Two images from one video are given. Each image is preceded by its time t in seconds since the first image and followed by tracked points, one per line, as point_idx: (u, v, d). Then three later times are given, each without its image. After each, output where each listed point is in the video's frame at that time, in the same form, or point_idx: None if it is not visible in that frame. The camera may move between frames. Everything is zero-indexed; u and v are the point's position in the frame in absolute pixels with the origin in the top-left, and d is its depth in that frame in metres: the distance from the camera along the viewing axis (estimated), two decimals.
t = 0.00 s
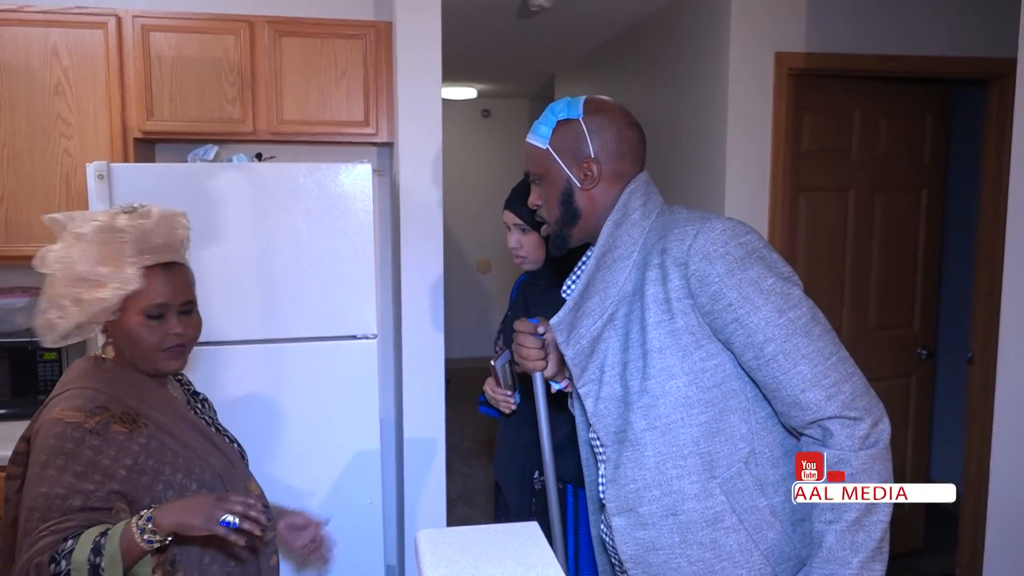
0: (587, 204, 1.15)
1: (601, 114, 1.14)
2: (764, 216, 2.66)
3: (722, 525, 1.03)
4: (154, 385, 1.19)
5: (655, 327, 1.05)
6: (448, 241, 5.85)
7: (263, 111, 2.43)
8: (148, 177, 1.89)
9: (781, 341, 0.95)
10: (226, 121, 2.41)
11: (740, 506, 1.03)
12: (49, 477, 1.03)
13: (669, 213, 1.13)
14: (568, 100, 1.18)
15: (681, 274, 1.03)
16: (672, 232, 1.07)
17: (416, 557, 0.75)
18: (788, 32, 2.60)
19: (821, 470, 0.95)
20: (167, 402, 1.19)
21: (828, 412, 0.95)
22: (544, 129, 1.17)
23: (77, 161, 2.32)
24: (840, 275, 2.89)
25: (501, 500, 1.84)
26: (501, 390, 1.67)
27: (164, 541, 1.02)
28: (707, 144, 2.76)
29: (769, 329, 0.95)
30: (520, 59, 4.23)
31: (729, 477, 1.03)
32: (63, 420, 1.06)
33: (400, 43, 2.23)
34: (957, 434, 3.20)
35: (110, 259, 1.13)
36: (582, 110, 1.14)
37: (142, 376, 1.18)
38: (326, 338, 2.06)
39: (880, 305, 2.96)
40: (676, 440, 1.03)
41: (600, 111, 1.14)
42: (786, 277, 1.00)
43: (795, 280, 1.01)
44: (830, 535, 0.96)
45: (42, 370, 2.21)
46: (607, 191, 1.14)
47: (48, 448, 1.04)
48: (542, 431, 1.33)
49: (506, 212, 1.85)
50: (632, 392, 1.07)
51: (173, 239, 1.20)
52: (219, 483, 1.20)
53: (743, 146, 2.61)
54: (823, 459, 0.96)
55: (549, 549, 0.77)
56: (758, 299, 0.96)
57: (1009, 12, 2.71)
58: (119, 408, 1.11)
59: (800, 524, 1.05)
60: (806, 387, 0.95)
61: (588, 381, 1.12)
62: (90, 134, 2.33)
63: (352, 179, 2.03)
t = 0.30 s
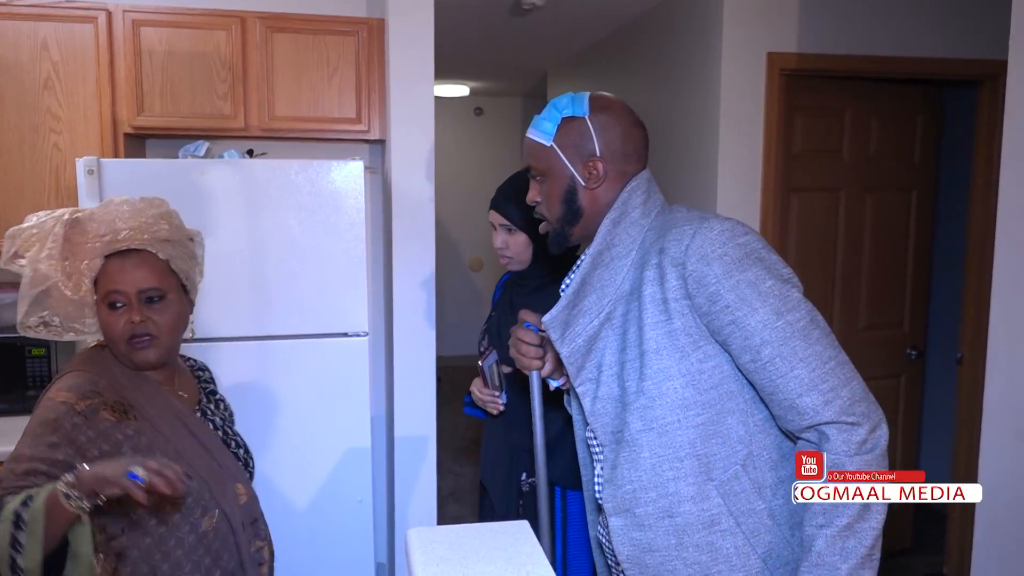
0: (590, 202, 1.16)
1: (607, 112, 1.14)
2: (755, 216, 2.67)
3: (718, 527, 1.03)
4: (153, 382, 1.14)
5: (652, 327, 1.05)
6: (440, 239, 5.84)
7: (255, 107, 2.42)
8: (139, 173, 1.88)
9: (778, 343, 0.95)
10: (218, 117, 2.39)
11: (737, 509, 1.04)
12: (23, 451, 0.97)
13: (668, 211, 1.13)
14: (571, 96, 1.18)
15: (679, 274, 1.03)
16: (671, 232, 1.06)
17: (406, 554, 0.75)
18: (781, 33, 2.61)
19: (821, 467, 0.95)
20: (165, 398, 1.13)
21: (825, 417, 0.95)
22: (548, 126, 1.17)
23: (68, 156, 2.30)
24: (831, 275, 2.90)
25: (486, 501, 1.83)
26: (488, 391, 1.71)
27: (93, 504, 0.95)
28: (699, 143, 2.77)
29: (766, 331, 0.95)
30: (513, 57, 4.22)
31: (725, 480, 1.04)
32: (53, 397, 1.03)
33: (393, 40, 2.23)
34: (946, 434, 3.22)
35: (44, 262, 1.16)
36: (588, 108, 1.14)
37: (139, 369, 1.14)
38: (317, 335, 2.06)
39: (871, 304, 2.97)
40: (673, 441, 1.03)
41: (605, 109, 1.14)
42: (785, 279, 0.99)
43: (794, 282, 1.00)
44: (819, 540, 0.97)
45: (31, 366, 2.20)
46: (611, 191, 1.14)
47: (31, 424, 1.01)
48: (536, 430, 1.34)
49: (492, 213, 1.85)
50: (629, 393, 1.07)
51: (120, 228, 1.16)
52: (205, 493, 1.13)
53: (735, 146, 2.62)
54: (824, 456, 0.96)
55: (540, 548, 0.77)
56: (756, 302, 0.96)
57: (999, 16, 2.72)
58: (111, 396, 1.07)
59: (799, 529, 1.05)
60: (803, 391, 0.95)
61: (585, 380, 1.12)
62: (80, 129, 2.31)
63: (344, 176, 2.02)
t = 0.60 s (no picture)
0: (628, 188, 1.13)
1: (650, 94, 1.11)
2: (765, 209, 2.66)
3: (745, 532, 1.03)
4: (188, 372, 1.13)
5: (689, 326, 1.04)
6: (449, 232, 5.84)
7: (264, 100, 2.42)
8: (149, 165, 1.89)
9: (820, 353, 0.94)
10: (227, 110, 2.40)
11: (764, 515, 1.03)
12: (45, 412, 1.00)
13: (707, 205, 1.11)
14: (612, 74, 1.14)
15: (720, 273, 1.01)
16: (713, 229, 1.04)
17: (415, 546, 0.76)
18: (791, 24, 2.59)
19: (821, 467, 1.00)
20: (196, 390, 1.12)
21: (862, 430, 0.95)
22: (588, 105, 1.13)
23: (79, 150, 2.32)
24: (841, 268, 2.89)
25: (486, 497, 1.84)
26: (486, 387, 1.78)
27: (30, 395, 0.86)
28: (709, 136, 2.75)
29: (809, 340, 0.94)
30: (521, 50, 4.21)
31: (753, 484, 1.03)
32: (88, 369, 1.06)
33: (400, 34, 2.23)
34: (956, 427, 3.20)
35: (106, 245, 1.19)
36: (631, 89, 1.11)
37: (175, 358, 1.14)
38: (325, 328, 2.07)
39: (880, 298, 2.96)
40: (703, 443, 1.03)
41: (649, 91, 1.11)
42: (829, 286, 0.98)
43: (839, 289, 0.99)
44: (853, 556, 0.96)
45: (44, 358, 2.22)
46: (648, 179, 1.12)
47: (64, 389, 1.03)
48: (542, 408, 1.35)
49: (493, 205, 1.85)
50: (660, 391, 1.06)
51: (167, 215, 1.19)
52: (217, 483, 1.08)
53: (744, 138, 2.61)
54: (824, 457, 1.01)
55: (547, 539, 0.77)
56: (800, 309, 0.95)
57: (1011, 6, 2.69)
58: (138, 374, 1.08)
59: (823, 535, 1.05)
60: (841, 403, 0.94)
61: (611, 373, 1.10)
62: (91, 123, 2.32)
63: (353, 169, 2.03)
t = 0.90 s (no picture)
0: (647, 183, 1.12)
1: (673, 88, 1.10)
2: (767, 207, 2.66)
3: (768, 536, 1.02)
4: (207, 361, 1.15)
5: (716, 328, 1.02)
6: (450, 231, 5.86)
7: (267, 99, 2.43)
8: (152, 165, 1.89)
9: (853, 357, 0.94)
10: (229, 109, 2.41)
11: (786, 518, 1.03)
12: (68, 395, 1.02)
13: (732, 205, 1.10)
14: (633, 67, 1.13)
15: (752, 276, 1.00)
16: (745, 230, 1.03)
17: (418, 544, 0.76)
18: (793, 23, 2.59)
19: (821, 467, 1.01)
20: (215, 381, 1.13)
21: (891, 433, 0.95)
22: (609, 98, 1.13)
23: (81, 149, 2.32)
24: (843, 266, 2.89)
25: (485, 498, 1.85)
26: (487, 388, 1.78)
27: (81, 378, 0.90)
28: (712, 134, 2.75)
29: (843, 344, 0.94)
30: (522, 49, 4.22)
31: (776, 487, 1.02)
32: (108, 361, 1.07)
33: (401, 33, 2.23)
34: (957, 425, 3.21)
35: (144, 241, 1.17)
36: (653, 82, 1.10)
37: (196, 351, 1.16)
38: (327, 326, 2.07)
39: (881, 296, 2.97)
40: (728, 446, 1.02)
41: (672, 85, 1.11)
42: (860, 290, 0.98)
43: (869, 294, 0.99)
44: (895, 564, 0.96)
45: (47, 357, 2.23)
46: (656, 179, 1.12)
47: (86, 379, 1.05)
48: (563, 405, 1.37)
49: (497, 201, 1.85)
50: (684, 393, 1.04)
51: (208, 213, 1.19)
52: (226, 477, 1.08)
53: (747, 136, 2.61)
54: (824, 458, 1.02)
55: (550, 537, 0.78)
56: (834, 313, 0.94)
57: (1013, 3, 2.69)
58: (155, 367, 1.09)
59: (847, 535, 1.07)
60: (873, 407, 0.95)
61: (630, 374, 1.10)
62: (93, 122, 2.33)
63: (355, 168, 2.03)
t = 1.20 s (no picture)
0: (650, 185, 1.13)
1: (673, 92, 1.12)
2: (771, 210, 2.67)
3: (776, 534, 1.03)
4: (219, 356, 1.22)
5: (727, 330, 1.03)
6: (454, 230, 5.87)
7: (275, 97, 2.45)
8: (160, 162, 1.91)
9: (863, 357, 0.96)
10: (238, 107, 2.43)
11: (794, 516, 1.04)
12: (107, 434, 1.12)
13: (737, 208, 1.11)
14: (633, 71, 1.15)
15: (763, 278, 1.01)
16: (754, 233, 1.03)
17: (422, 540, 0.78)
18: (799, 26, 2.60)
19: (821, 466, 1.03)
20: (231, 376, 1.21)
21: (899, 431, 0.98)
22: (610, 103, 1.14)
23: (90, 146, 2.34)
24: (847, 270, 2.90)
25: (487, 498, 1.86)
26: (497, 391, 1.78)
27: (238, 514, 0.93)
28: (717, 136, 2.76)
29: (853, 345, 0.96)
30: (529, 49, 4.23)
31: (784, 486, 1.03)
32: (130, 389, 1.14)
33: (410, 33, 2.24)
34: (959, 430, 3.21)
35: (196, 211, 1.19)
36: (653, 86, 1.12)
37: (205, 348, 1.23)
38: (332, 324, 2.08)
39: (885, 300, 2.97)
40: (739, 446, 1.02)
41: (671, 88, 1.12)
42: (867, 292, 1.00)
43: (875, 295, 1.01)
44: (907, 559, 0.99)
45: (54, 351, 2.24)
46: (659, 180, 1.13)
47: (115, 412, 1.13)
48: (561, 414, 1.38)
49: (501, 202, 1.85)
50: (694, 394, 1.05)
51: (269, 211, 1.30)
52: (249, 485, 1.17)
53: (752, 140, 2.62)
54: (823, 457, 1.04)
55: (554, 535, 0.79)
56: (845, 314, 0.96)
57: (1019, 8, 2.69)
58: (174, 381, 1.16)
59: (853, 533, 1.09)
60: (882, 406, 0.97)
61: (639, 376, 1.09)
62: (102, 118, 2.34)
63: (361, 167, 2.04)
